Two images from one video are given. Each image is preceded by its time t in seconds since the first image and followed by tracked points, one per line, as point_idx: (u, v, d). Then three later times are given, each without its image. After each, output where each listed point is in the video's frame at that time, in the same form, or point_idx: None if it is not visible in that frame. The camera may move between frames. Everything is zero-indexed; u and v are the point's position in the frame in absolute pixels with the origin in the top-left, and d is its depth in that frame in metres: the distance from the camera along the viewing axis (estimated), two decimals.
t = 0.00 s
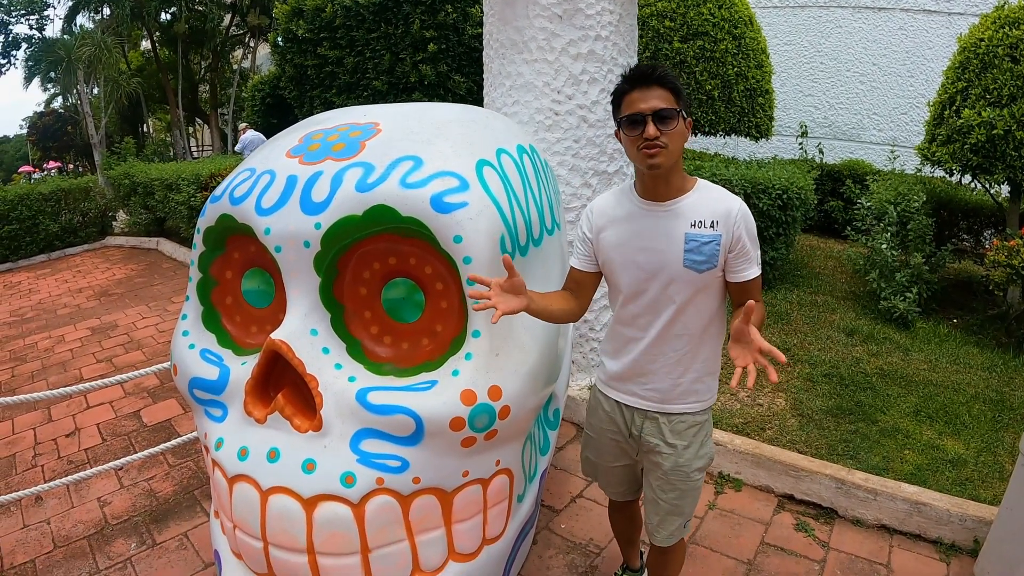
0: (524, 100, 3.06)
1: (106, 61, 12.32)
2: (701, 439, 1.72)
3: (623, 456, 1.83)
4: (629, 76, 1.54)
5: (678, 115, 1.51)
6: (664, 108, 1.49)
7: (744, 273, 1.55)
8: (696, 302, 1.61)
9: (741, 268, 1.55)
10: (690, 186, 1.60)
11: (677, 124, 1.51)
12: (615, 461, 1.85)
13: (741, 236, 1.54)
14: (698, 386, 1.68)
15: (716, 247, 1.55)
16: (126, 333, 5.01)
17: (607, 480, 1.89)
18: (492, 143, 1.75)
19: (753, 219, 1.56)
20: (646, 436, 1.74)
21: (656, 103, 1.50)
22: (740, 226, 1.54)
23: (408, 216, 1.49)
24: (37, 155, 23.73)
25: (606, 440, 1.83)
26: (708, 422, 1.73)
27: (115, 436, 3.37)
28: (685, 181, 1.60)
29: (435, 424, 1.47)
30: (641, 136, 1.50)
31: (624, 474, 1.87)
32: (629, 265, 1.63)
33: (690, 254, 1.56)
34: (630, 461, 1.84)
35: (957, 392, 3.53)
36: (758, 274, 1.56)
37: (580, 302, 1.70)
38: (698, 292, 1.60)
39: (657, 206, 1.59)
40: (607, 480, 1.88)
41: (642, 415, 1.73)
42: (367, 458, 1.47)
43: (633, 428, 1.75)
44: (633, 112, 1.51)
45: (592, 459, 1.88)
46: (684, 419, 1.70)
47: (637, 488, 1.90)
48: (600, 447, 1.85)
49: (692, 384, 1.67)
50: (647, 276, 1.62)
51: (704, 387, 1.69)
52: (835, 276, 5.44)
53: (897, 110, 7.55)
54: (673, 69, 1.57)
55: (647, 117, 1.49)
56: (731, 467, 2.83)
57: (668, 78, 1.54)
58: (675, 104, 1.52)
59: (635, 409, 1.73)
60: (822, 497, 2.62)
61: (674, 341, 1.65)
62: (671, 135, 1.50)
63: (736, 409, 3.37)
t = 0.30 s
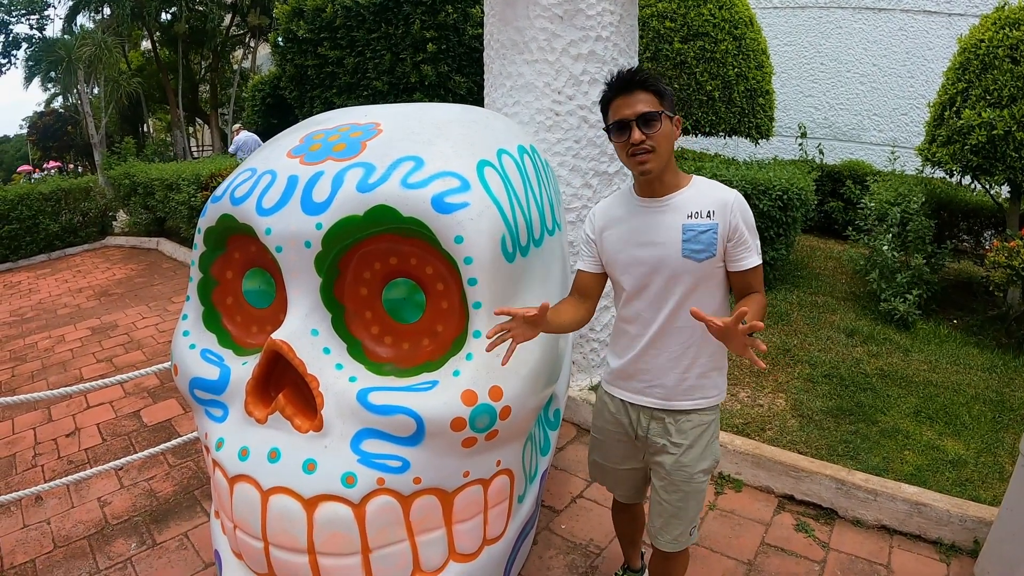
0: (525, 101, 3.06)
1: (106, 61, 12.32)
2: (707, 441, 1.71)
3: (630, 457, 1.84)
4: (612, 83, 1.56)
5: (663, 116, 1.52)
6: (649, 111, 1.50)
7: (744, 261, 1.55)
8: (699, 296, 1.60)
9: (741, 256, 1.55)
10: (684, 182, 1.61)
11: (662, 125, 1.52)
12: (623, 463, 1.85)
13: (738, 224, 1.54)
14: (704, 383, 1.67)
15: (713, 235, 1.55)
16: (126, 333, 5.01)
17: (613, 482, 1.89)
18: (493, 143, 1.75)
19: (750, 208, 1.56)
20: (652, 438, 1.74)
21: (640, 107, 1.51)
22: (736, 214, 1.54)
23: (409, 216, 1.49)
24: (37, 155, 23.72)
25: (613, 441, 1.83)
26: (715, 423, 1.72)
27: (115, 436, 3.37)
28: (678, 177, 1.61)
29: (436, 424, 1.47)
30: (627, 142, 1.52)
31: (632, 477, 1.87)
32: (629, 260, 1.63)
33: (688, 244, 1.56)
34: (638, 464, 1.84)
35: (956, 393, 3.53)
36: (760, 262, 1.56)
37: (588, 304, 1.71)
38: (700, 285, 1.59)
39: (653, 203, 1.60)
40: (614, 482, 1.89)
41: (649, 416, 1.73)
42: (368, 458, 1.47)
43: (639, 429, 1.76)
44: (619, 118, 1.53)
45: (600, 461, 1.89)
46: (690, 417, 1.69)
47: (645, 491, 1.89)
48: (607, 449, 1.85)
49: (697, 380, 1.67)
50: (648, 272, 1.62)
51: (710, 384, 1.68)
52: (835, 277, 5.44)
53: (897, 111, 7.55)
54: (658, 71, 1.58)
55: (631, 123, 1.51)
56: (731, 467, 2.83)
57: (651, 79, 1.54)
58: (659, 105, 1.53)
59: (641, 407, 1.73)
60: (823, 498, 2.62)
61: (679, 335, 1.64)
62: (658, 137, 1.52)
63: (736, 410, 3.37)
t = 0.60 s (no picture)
0: (526, 101, 3.06)
1: (106, 61, 12.31)
2: (706, 451, 1.70)
3: (630, 461, 1.84)
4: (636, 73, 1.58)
5: (682, 112, 1.53)
6: (668, 105, 1.52)
7: (745, 268, 1.51)
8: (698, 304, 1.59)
9: (742, 263, 1.51)
10: (695, 183, 1.61)
11: (680, 121, 1.53)
12: (625, 467, 1.85)
13: (741, 231, 1.51)
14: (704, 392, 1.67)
15: (712, 240, 1.53)
16: (125, 333, 5.01)
17: (615, 486, 1.89)
18: (493, 144, 1.75)
19: (757, 216, 1.52)
20: (651, 445, 1.75)
21: (661, 99, 1.53)
22: (740, 220, 1.51)
23: (410, 217, 1.49)
24: (37, 154, 23.71)
25: (614, 446, 1.83)
26: (716, 432, 1.71)
27: (115, 436, 3.37)
28: (690, 178, 1.61)
29: (436, 425, 1.47)
30: (644, 131, 1.54)
31: (633, 481, 1.87)
32: (630, 262, 1.64)
33: (686, 249, 1.56)
34: (638, 467, 1.84)
35: (956, 394, 3.53)
36: (764, 272, 1.52)
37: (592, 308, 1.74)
38: (699, 291, 1.58)
39: (659, 203, 1.60)
40: (616, 486, 1.89)
41: (648, 424, 1.73)
42: (368, 459, 1.47)
43: (638, 437, 1.76)
44: (638, 107, 1.54)
45: (602, 465, 1.89)
46: (689, 427, 1.69)
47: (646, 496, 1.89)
48: (608, 453, 1.86)
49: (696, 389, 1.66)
50: (648, 276, 1.63)
51: (711, 393, 1.67)
52: (836, 278, 5.44)
53: (897, 112, 7.55)
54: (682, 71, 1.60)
55: (650, 113, 1.52)
56: (731, 468, 2.83)
57: (674, 76, 1.56)
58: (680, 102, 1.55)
59: (641, 415, 1.73)
60: (823, 499, 2.62)
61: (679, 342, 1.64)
62: (674, 131, 1.53)
63: (736, 411, 3.37)
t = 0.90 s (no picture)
0: (525, 102, 3.06)
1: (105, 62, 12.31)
2: (711, 463, 1.71)
3: (632, 471, 1.85)
4: (651, 79, 1.51)
5: (700, 127, 1.48)
6: (684, 121, 1.48)
7: (745, 290, 1.48)
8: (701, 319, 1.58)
9: (744, 284, 1.48)
10: (708, 193, 1.57)
11: (697, 137, 1.49)
12: (626, 477, 1.86)
13: (749, 252, 1.48)
14: (706, 404, 1.66)
15: (719, 261, 1.51)
16: (125, 333, 5.01)
17: (615, 496, 1.90)
18: (493, 146, 1.75)
19: (768, 237, 1.49)
20: (655, 455, 1.75)
21: (677, 113, 1.48)
22: (750, 241, 1.48)
23: (410, 218, 1.49)
24: (36, 155, 23.69)
25: (617, 454, 1.84)
26: (721, 443, 1.72)
27: (114, 437, 3.37)
28: (703, 190, 1.58)
29: (436, 426, 1.47)
30: (657, 148, 1.50)
31: (635, 489, 1.88)
32: (635, 272, 1.64)
33: (692, 266, 1.54)
34: (641, 476, 1.85)
35: (956, 395, 3.53)
36: (766, 296, 1.47)
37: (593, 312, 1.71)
38: (703, 307, 1.57)
39: (669, 215, 1.58)
40: (617, 496, 1.90)
41: (652, 434, 1.73)
42: (368, 460, 1.47)
43: (642, 446, 1.76)
44: (651, 120, 1.50)
45: (603, 473, 1.90)
46: (693, 439, 1.69)
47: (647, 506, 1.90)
48: (612, 462, 1.86)
49: (700, 402, 1.66)
50: (653, 288, 1.63)
51: (715, 405, 1.67)
52: (835, 279, 5.44)
53: (896, 113, 7.55)
54: (705, 76, 1.53)
55: (665, 130, 1.49)
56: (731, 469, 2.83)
57: (696, 85, 1.50)
58: (698, 116, 1.50)
59: (645, 425, 1.74)
60: (822, 500, 2.62)
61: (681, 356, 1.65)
62: (689, 150, 1.49)
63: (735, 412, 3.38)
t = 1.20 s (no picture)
0: (525, 103, 3.07)
1: (104, 62, 12.30)
2: (717, 471, 1.71)
3: (636, 477, 1.84)
4: (661, 77, 1.47)
5: (710, 132, 1.44)
6: (694, 124, 1.43)
7: (755, 307, 1.47)
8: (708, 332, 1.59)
9: (755, 302, 1.47)
10: (717, 202, 1.54)
11: (706, 143, 1.45)
12: (629, 483, 1.86)
13: (760, 270, 1.46)
14: (713, 415, 1.66)
15: (728, 277, 1.50)
16: (124, 334, 5.01)
17: (617, 501, 1.90)
18: (493, 147, 1.75)
19: (780, 252, 1.47)
20: (662, 463, 1.75)
21: (686, 115, 1.44)
22: (760, 258, 1.46)
23: (410, 219, 1.49)
24: (35, 155, 23.69)
25: (622, 461, 1.83)
26: (728, 452, 1.72)
27: (113, 438, 3.37)
28: (711, 197, 1.54)
29: (436, 426, 1.47)
30: (664, 152, 1.46)
31: (637, 497, 1.88)
32: (640, 282, 1.64)
33: (700, 282, 1.53)
34: (645, 484, 1.85)
35: (954, 395, 3.53)
36: (777, 313, 1.47)
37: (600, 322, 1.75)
38: (712, 322, 1.57)
39: (676, 226, 1.56)
40: (617, 501, 1.90)
41: (657, 442, 1.73)
42: (368, 461, 1.47)
43: (649, 455, 1.76)
44: (659, 120, 1.46)
45: (606, 479, 1.90)
46: (699, 448, 1.69)
47: (651, 510, 1.91)
48: (617, 468, 1.86)
49: (707, 412, 1.66)
50: (658, 299, 1.63)
51: (722, 415, 1.67)
52: (834, 280, 5.45)
53: (895, 114, 7.57)
54: (718, 76, 1.48)
55: (673, 133, 1.45)
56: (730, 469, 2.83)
57: (708, 86, 1.45)
58: (709, 118, 1.46)
59: (652, 434, 1.74)
60: (821, 500, 2.62)
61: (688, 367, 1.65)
62: (696, 154, 1.45)
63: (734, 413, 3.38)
